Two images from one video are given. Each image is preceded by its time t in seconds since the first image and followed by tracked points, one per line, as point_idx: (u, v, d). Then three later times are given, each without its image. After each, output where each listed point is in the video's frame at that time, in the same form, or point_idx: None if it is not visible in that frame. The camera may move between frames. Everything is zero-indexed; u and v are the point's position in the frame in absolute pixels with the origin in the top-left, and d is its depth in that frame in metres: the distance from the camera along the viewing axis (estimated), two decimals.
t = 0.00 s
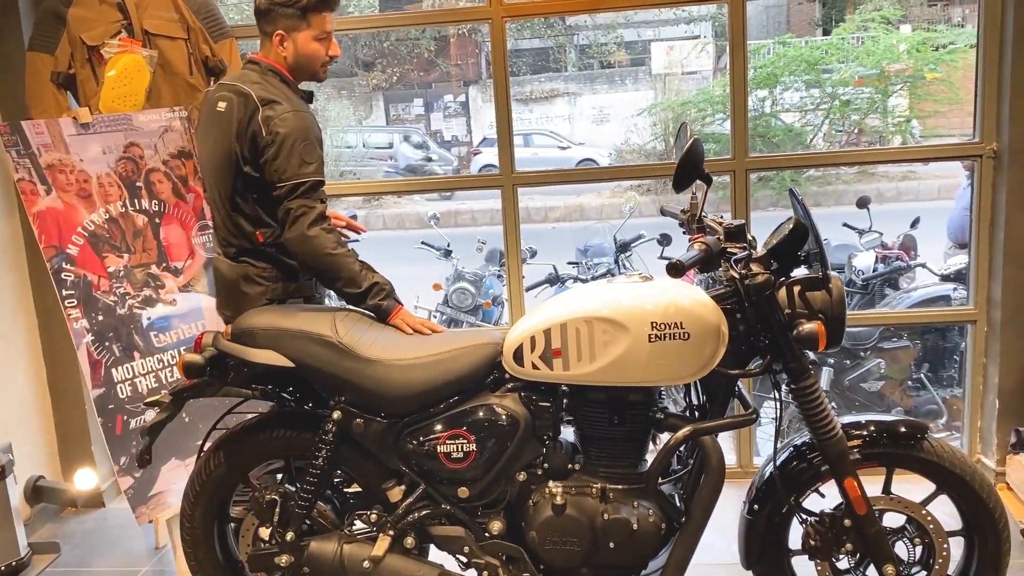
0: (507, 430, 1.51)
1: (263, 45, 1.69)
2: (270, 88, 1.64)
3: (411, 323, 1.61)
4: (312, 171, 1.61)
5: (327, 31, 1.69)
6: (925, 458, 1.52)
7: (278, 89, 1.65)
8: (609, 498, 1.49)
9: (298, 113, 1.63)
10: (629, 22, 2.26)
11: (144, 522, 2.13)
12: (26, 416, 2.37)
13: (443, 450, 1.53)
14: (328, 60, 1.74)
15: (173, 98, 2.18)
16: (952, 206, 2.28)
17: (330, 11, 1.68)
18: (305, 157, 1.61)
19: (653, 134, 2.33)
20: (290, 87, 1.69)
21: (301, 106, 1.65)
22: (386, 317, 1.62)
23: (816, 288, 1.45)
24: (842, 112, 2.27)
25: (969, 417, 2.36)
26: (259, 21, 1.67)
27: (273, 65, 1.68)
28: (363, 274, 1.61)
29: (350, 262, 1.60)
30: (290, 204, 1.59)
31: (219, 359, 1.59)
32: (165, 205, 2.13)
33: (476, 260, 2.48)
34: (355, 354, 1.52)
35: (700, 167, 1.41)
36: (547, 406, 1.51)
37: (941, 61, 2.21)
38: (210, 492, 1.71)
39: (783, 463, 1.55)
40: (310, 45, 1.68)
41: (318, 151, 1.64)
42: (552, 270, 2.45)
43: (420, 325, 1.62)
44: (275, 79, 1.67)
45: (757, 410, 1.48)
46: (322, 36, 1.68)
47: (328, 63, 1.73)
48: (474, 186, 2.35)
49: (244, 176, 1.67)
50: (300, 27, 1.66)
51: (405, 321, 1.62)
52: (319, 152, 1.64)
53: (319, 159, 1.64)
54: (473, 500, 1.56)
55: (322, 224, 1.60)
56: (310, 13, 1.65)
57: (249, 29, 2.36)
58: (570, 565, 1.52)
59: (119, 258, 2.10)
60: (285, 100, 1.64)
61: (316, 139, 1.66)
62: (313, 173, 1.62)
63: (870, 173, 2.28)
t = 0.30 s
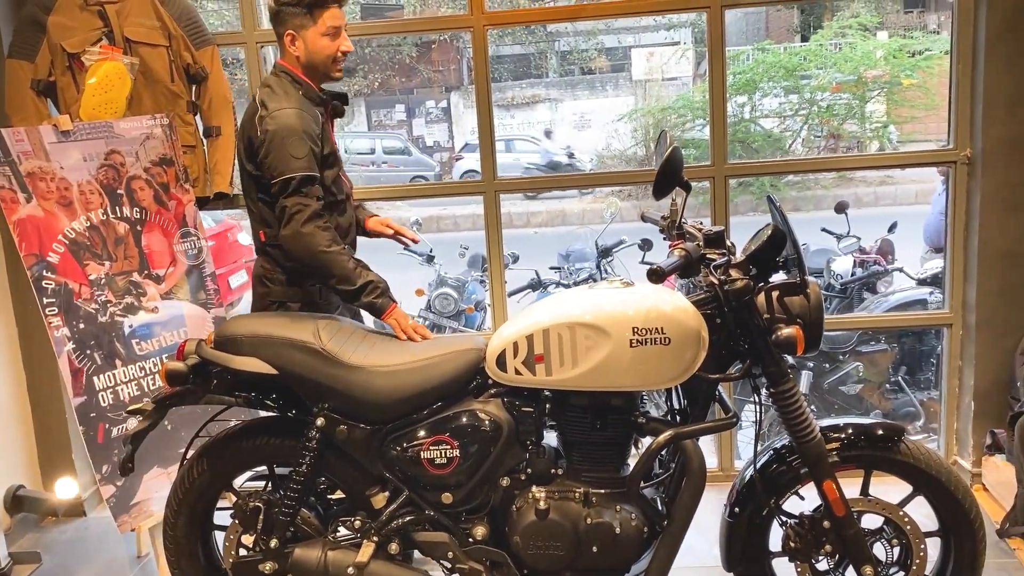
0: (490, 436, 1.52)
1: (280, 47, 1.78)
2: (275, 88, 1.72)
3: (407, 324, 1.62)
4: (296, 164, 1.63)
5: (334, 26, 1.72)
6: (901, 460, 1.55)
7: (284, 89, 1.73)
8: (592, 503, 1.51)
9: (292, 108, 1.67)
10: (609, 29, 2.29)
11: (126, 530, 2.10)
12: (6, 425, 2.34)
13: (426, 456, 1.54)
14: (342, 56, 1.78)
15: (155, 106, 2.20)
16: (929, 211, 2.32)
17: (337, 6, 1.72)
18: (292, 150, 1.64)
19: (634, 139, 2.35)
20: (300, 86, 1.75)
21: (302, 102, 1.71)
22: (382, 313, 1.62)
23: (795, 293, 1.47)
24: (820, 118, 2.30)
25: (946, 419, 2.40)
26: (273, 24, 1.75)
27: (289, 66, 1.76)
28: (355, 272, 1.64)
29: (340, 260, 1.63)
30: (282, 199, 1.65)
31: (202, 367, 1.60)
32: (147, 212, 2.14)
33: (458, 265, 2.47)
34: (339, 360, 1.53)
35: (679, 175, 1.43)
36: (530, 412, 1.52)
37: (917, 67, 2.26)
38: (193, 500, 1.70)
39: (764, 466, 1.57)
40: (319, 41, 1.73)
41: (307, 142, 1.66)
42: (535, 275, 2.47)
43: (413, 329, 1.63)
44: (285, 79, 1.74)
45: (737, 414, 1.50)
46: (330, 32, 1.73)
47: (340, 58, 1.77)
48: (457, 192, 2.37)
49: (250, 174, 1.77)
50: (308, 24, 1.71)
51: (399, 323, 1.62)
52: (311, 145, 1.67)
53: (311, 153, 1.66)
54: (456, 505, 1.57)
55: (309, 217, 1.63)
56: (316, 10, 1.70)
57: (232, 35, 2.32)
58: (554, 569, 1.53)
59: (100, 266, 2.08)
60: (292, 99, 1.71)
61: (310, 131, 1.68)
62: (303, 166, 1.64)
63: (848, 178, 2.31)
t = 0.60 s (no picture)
0: (474, 442, 1.53)
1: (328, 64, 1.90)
2: (310, 106, 1.85)
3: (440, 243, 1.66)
4: (307, 181, 1.74)
5: (378, 49, 1.84)
6: (878, 462, 1.58)
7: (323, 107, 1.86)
8: (575, 508, 1.52)
9: (318, 128, 1.80)
10: (592, 37, 2.32)
11: (110, 540, 2.10)
12: None
13: (410, 463, 1.55)
14: (385, 77, 1.88)
15: (138, 115, 2.20)
16: (908, 217, 2.36)
17: (383, 30, 1.84)
18: (308, 167, 1.76)
19: (617, 147, 2.38)
20: (339, 104, 1.87)
21: (334, 121, 1.83)
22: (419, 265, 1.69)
23: (772, 299, 1.50)
24: (800, 126, 2.34)
25: (924, 422, 2.44)
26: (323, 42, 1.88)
27: (334, 85, 1.89)
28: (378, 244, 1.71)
29: (359, 246, 1.70)
30: (299, 213, 1.77)
31: (186, 375, 1.60)
32: (130, 221, 2.14)
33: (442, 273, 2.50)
34: (322, 368, 1.54)
35: (659, 183, 1.45)
36: (514, 417, 1.54)
37: (896, 75, 2.30)
38: (177, 509, 1.70)
39: (744, 470, 1.59)
40: (361, 62, 1.84)
41: (321, 159, 1.76)
42: (518, 282, 2.49)
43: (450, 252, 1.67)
44: (327, 96, 1.87)
45: (717, 418, 1.53)
46: (373, 54, 1.84)
47: (382, 80, 1.88)
48: (441, 200, 2.39)
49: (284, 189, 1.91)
50: (353, 45, 1.83)
51: (434, 246, 1.66)
52: (328, 162, 1.78)
53: (327, 168, 1.77)
54: (440, 512, 1.58)
55: (317, 228, 1.73)
56: (361, 32, 1.82)
57: (216, 45, 2.32)
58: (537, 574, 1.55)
59: (83, 275, 2.08)
60: (329, 116, 1.84)
61: (328, 149, 1.78)
62: (316, 183, 1.75)
63: (828, 185, 2.35)
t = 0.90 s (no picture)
0: (459, 448, 1.54)
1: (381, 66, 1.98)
2: (366, 108, 1.91)
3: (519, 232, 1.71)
4: (372, 183, 1.77)
5: (424, 48, 1.89)
6: (859, 465, 1.60)
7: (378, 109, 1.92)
8: (560, 513, 1.53)
9: (375, 131, 1.84)
10: (577, 45, 2.32)
11: (93, 549, 2.09)
12: None
13: (395, 469, 1.55)
14: (434, 77, 1.92)
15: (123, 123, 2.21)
16: (890, 223, 2.39)
17: (428, 30, 1.88)
18: (369, 170, 1.79)
19: (603, 153, 2.40)
20: (394, 106, 1.93)
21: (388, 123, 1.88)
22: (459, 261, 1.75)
23: (754, 304, 1.51)
24: (784, 132, 2.36)
25: (906, 426, 2.46)
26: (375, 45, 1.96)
27: (387, 86, 1.95)
28: (447, 235, 1.75)
29: (433, 239, 1.73)
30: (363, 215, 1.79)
31: (171, 382, 1.60)
32: (114, 229, 2.13)
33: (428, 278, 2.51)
34: (307, 375, 1.54)
35: (639, 190, 1.46)
36: (499, 423, 1.55)
37: (878, 81, 2.32)
38: (160, 517, 1.70)
39: (727, 474, 1.61)
40: (408, 62, 1.89)
41: (381, 161, 1.79)
42: (505, 288, 2.50)
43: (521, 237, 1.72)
44: (380, 98, 1.93)
45: (700, 422, 1.54)
46: (420, 54, 1.89)
47: (432, 79, 1.92)
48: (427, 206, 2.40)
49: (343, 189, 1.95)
50: (402, 46, 1.89)
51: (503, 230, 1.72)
52: (389, 164, 1.81)
53: (389, 170, 1.80)
54: (426, 518, 1.59)
55: (385, 226, 1.74)
56: (409, 33, 1.88)
57: (200, 52, 2.32)
58: None
59: (67, 282, 2.07)
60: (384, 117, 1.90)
61: (387, 152, 1.82)
62: (379, 185, 1.78)
63: (812, 191, 2.37)
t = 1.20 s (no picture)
0: (443, 456, 1.54)
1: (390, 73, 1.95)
2: (377, 114, 1.89)
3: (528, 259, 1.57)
4: (375, 185, 1.74)
5: (415, 46, 1.83)
6: (841, 471, 1.61)
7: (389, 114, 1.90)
8: (543, 521, 1.53)
9: (379, 133, 1.82)
10: (564, 52, 2.34)
11: (75, 559, 2.07)
12: None
13: (378, 478, 1.56)
14: (433, 74, 1.86)
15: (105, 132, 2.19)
16: (874, 228, 2.41)
17: (420, 27, 1.83)
18: (372, 173, 1.76)
19: (590, 160, 2.41)
20: (404, 108, 1.90)
21: (394, 125, 1.85)
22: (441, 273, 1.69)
23: (735, 310, 1.53)
24: (769, 139, 2.38)
25: (890, 431, 2.48)
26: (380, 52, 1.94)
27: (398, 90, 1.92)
28: (458, 245, 1.66)
29: (440, 244, 1.65)
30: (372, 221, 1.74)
31: (153, 391, 1.59)
32: (97, 237, 2.12)
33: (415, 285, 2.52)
34: (290, 383, 1.54)
35: (621, 199, 1.46)
36: (483, 431, 1.55)
37: (862, 88, 2.34)
38: (142, 527, 1.69)
39: (711, 480, 1.61)
40: (405, 63, 1.85)
41: (383, 163, 1.76)
42: (492, 295, 2.52)
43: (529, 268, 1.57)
44: (390, 102, 1.91)
45: (682, 429, 1.55)
46: (413, 52, 1.84)
47: (431, 77, 1.85)
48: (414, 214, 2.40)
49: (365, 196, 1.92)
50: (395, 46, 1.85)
51: (515, 258, 1.59)
52: (392, 166, 1.78)
53: (392, 171, 1.77)
54: (409, 527, 1.58)
55: (395, 229, 1.68)
56: (401, 32, 1.84)
57: (185, 60, 2.31)
58: None
59: (49, 291, 2.07)
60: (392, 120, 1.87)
61: (390, 153, 1.79)
62: (384, 187, 1.74)
63: (798, 198, 2.40)
